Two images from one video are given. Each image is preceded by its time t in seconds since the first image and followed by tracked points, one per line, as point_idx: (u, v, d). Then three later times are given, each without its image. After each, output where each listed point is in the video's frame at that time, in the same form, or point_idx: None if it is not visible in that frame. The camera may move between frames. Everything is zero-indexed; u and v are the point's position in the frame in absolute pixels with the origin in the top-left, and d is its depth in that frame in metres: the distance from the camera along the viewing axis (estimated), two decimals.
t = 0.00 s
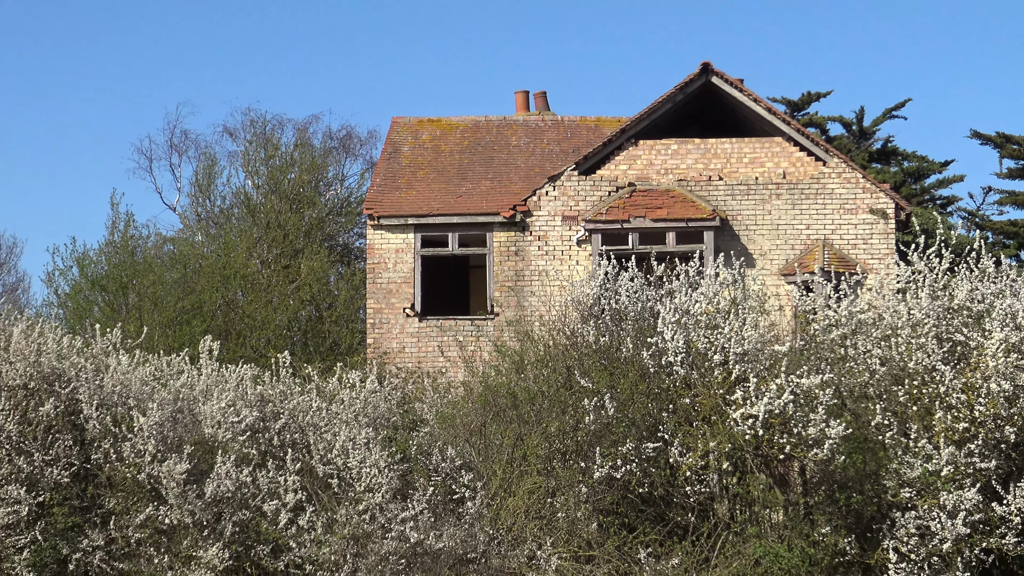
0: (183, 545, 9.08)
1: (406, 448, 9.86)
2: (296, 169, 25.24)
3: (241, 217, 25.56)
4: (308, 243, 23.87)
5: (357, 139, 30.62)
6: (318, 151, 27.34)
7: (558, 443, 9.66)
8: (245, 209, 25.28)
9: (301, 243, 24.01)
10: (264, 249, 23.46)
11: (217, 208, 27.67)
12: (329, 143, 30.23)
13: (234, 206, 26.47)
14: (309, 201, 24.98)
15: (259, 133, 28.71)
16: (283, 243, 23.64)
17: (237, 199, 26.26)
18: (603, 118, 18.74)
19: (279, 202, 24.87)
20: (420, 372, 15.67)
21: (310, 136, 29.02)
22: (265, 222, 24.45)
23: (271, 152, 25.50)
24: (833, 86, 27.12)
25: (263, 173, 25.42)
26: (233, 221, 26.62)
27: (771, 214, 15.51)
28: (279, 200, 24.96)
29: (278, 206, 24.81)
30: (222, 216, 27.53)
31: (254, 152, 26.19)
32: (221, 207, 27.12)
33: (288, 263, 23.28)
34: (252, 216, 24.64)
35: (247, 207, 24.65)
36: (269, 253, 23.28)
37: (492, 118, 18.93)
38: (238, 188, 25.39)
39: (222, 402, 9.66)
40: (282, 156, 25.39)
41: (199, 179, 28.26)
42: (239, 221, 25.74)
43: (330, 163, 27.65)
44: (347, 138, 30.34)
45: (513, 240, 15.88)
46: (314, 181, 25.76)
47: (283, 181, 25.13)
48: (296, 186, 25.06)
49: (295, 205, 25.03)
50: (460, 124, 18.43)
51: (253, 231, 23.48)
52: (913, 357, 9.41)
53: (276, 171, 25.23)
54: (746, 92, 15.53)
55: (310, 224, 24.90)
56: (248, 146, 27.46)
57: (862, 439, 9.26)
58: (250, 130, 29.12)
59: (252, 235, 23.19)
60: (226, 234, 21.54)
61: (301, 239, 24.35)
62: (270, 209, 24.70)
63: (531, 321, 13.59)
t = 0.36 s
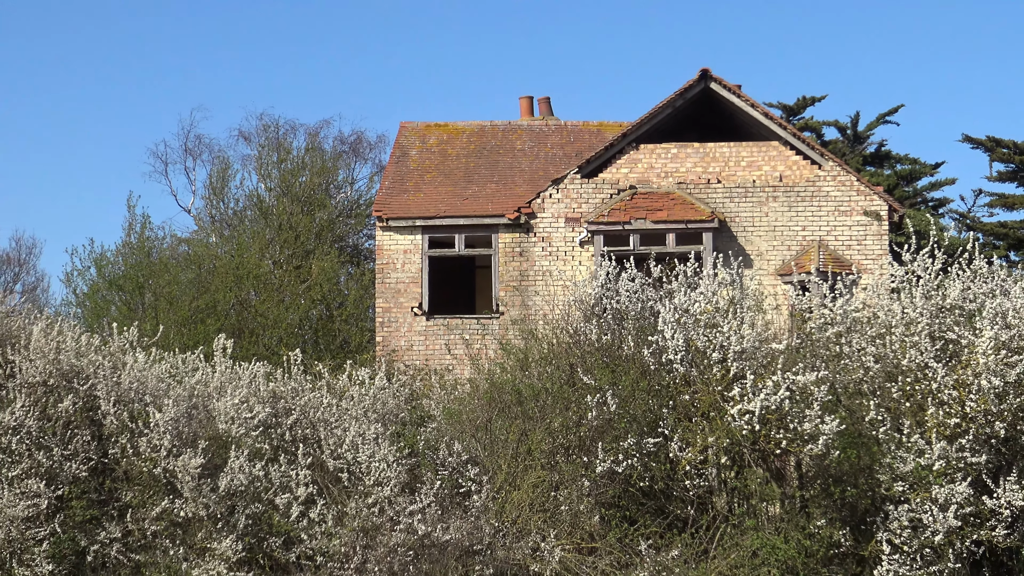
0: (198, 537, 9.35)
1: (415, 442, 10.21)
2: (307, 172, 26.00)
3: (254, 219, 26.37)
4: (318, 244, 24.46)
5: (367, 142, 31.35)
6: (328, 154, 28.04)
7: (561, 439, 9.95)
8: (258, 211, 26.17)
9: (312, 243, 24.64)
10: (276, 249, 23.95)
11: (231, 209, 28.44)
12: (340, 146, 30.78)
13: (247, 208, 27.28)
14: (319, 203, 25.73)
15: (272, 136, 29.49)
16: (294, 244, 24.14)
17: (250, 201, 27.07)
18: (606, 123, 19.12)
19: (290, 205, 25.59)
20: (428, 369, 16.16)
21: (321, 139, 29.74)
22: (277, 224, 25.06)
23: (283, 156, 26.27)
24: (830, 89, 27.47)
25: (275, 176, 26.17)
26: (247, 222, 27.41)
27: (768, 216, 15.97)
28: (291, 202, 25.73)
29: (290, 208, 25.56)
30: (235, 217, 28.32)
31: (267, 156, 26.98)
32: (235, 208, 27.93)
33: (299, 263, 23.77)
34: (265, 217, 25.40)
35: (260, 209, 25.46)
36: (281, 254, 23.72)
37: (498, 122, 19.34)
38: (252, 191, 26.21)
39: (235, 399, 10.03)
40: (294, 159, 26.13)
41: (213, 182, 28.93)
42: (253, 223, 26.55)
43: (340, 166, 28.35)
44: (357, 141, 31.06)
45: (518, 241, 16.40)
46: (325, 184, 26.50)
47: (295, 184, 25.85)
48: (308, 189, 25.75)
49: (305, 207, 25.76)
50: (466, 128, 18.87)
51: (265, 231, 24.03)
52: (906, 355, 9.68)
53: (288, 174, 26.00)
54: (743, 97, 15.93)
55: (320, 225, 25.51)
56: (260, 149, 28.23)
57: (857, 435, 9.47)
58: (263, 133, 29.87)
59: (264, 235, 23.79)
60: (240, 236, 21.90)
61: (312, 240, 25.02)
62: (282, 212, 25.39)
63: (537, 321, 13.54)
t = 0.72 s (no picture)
0: (209, 528, 9.68)
1: (420, 437, 10.50)
2: (316, 174, 26.64)
3: (264, 219, 26.98)
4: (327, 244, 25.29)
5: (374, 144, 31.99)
6: (336, 156, 28.63)
7: (563, 433, 10.24)
8: (268, 212, 26.77)
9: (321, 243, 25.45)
10: (286, 249, 25.05)
11: (241, 210, 29.04)
12: (347, 149, 31.24)
13: (257, 208, 27.90)
14: (328, 203, 26.38)
15: (282, 138, 30.13)
16: (304, 245, 25.12)
17: (260, 202, 27.70)
18: (607, 126, 19.52)
19: (300, 206, 26.22)
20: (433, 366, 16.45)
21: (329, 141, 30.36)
22: (287, 224, 25.71)
23: (293, 158, 26.89)
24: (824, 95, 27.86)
25: (285, 178, 26.74)
26: (257, 222, 27.95)
27: (764, 218, 16.28)
28: (300, 203, 26.37)
29: (299, 209, 26.16)
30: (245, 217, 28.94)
31: (276, 158, 27.58)
32: (245, 209, 28.54)
33: (309, 263, 24.52)
34: (275, 218, 26.08)
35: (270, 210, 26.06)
36: (292, 253, 24.88)
37: (501, 125, 19.72)
38: (262, 191, 26.72)
39: (245, 394, 10.26)
40: (303, 161, 26.76)
41: (225, 183, 29.44)
42: (262, 223, 27.14)
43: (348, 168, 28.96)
44: (365, 144, 31.65)
45: (521, 241, 16.69)
46: (333, 185, 27.13)
47: (304, 186, 26.48)
48: (316, 190, 26.42)
49: (315, 207, 26.42)
50: (471, 131, 19.24)
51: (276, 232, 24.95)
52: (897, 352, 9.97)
53: (297, 176, 26.63)
54: (741, 101, 16.26)
55: (330, 225, 26.32)
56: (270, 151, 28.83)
57: (850, 429, 9.88)
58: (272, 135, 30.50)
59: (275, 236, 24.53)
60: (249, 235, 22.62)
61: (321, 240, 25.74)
62: (292, 212, 26.07)
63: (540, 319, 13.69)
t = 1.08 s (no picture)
0: (221, 519, 9.99)
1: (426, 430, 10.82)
2: (324, 174, 27.44)
3: (273, 218, 27.71)
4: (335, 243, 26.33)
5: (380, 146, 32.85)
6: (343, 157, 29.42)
7: (564, 427, 10.53)
8: (277, 211, 27.55)
9: (330, 243, 26.32)
10: (296, 247, 26.19)
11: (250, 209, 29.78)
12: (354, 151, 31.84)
13: (266, 208, 28.62)
14: (336, 203, 27.17)
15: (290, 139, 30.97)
16: (313, 243, 26.27)
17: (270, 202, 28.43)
18: (608, 129, 19.88)
19: (308, 205, 27.01)
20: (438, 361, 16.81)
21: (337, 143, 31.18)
22: (297, 224, 26.57)
23: (302, 158, 27.69)
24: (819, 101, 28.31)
25: (294, 178, 27.53)
26: (267, 221, 28.39)
27: (760, 218, 16.66)
28: (309, 203, 27.17)
29: (308, 209, 26.95)
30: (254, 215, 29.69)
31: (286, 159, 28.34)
32: (253, 207, 29.29)
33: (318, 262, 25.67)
34: (285, 217, 26.92)
35: (280, 209, 26.89)
36: (302, 251, 26.12)
37: (505, 128, 20.06)
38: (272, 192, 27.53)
39: (256, 389, 10.61)
40: (312, 162, 27.57)
41: (236, 183, 30.11)
42: (271, 222, 27.87)
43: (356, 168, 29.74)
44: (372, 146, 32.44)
45: (524, 240, 17.00)
46: (341, 186, 27.92)
47: (313, 186, 27.35)
48: (325, 191, 27.28)
49: (323, 207, 27.25)
50: (475, 133, 19.56)
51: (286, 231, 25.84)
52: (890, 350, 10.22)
53: (306, 177, 27.44)
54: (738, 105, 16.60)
55: (338, 224, 27.14)
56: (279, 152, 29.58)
57: (844, 424, 10.23)
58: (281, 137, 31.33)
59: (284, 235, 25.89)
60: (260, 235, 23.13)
61: (329, 239, 26.70)
62: (302, 211, 26.89)
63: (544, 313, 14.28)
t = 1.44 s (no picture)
0: (234, 513, 10.27)
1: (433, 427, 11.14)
2: (335, 179, 28.34)
3: (286, 221, 28.70)
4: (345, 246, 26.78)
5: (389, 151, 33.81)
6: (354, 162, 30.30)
7: (568, 425, 10.86)
8: (290, 214, 28.50)
9: (340, 245, 27.09)
10: (307, 250, 26.65)
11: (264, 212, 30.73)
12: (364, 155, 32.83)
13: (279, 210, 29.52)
14: (346, 207, 28.05)
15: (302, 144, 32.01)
16: (323, 246, 26.76)
17: (282, 204, 29.34)
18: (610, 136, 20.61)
19: (319, 208, 27.89)
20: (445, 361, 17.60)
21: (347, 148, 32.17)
22: (308, 226, 27.37)
23: (314, 163, 28.63)
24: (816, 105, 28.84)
25: (306, 183, 28.51)
26: (279, 225, 29.39)
27: (758, 222, 17.40)
28: (320, 206, 28.05)
29: (319, 212, 27.81)
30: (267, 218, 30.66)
31: (298, 163, 29.27)
32: (266, 210, 30.21)
33: (328, 263, 26.25)
34: (297, 220, 27.81)
35: (292, 212, 27.81)
36: (313, 253, 26.52)
37: (511, 135, 20.81)
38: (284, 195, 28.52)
39: (268, 387, 10.93)
40: (323, 166, 28.49)
41: (249, 187, 31.20)
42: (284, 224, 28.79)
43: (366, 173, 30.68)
44: (382, 151, 33.46)
45: (528, 244, 17.82)
46: (351, 190, 28.79)
47: (324, 190, 28.20)
48: (336, 195, 28.15)
49: (334, 210, 28.13)
50: (481, 140, 20.31)
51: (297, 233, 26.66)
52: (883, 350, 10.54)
53: (317, 181, 28.38)
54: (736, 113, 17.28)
55: (348, 227, 28.00)
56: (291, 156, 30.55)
57: (840, 423, 10.57)
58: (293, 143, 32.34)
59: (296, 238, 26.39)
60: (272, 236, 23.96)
61: (339, 242, 27.37)
62: (313, 214, 27.76)
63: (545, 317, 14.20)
